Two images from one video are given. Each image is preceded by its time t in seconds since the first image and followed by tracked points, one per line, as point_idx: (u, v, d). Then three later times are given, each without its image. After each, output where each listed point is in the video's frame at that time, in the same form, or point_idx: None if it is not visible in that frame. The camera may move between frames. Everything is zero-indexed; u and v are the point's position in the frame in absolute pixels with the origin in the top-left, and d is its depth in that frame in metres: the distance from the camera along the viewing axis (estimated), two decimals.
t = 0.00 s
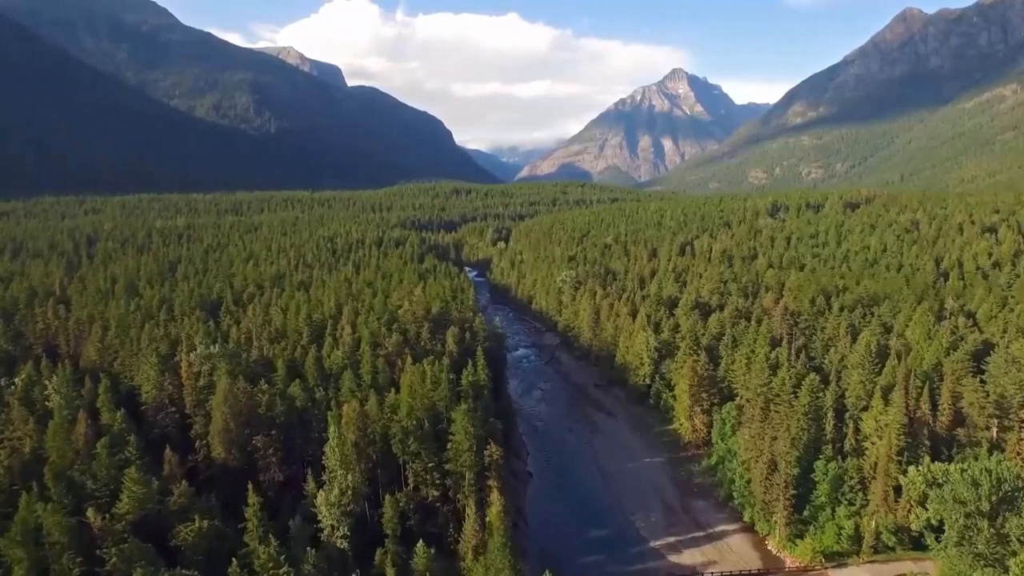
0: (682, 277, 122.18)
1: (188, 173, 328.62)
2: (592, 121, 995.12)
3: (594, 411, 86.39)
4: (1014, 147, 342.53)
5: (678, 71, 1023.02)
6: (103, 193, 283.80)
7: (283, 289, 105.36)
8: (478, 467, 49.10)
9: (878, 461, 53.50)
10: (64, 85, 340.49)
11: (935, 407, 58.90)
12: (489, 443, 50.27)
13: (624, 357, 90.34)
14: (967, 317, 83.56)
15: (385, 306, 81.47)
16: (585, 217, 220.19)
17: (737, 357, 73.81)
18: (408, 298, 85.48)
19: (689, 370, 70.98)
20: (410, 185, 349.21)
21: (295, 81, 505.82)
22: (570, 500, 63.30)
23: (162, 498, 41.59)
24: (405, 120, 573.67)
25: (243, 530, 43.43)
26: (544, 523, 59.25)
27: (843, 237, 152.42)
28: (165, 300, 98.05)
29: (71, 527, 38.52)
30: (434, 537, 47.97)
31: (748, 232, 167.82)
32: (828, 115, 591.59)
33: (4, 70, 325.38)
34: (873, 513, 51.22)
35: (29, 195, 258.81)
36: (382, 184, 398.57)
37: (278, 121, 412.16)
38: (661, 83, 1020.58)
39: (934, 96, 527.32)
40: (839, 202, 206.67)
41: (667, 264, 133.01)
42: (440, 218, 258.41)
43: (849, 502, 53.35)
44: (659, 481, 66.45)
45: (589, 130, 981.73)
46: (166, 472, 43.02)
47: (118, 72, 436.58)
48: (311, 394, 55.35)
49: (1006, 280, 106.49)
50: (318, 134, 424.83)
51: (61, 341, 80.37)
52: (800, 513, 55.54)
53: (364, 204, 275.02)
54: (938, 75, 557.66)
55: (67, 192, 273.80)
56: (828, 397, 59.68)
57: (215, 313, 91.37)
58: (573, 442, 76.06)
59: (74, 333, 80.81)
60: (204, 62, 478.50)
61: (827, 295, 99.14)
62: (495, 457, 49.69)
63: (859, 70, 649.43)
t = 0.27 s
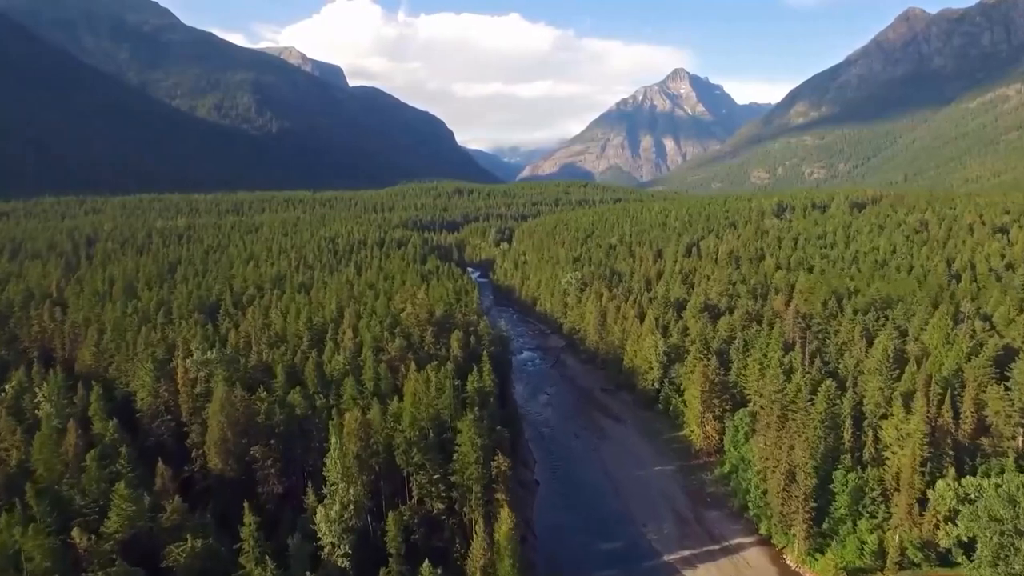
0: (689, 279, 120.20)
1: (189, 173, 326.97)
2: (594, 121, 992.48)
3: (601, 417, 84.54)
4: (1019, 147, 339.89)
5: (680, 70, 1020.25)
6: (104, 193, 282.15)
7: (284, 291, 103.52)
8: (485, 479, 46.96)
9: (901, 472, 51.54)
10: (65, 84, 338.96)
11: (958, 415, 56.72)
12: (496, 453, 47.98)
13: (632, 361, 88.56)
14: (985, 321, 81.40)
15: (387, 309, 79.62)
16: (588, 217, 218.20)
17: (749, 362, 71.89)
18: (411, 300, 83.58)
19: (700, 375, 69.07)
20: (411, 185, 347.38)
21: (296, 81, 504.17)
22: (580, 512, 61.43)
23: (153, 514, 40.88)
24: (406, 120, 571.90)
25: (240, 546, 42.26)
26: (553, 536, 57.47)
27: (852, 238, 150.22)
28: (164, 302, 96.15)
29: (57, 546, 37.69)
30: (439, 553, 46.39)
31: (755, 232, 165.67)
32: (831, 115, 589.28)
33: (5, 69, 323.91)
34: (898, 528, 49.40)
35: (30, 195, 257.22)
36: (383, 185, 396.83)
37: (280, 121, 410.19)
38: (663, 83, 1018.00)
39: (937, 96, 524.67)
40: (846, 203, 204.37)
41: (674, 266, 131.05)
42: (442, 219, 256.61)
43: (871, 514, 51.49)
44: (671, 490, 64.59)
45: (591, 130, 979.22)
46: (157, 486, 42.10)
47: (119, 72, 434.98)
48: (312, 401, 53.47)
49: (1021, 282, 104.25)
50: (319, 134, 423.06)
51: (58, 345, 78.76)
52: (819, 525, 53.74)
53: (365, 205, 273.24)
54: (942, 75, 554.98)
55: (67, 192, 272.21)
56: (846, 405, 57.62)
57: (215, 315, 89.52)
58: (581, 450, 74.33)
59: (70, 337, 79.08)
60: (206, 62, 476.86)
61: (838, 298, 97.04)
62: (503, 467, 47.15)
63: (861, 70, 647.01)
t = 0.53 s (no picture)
0: (698, 282, 118.01)
1: (190, 173, 325.09)
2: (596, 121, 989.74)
3: (610, 424, 82.56)
4: None
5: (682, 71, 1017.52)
6: (104, 193, 280.32)
7: (284, 293, 101.50)
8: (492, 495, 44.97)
9: (927, 488, 49.32)
10: (66, 84, 337.11)
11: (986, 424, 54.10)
12: (504, 467, 46.02)
13: (640, 365, 86.49)
14: (1004, 326, 78.93)
15: (390, 313, 77.39)
16: (592, 217, 216.15)
17: (763, 368, 69.69)
18: (414, 303, 81.32)
19: (713, 382, 66.81)
20: (413, 184, 345.56)
21: (297, 81, 502.13)
22: (591, 529, 59.76)
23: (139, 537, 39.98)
24: (408, 120, 569.84)
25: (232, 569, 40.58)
26: (563, 555, 55.97)
27: (862, 238, 147.84)
28: (162, 304, 94.21)
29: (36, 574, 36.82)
30: (443, 572, 44.53)
31: (762, 233, 163.35)
32: (833, 115, 586.60)
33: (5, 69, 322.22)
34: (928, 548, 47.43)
35: (29, 196, 255.47)
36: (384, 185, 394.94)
37: (281, 121, 408.02)
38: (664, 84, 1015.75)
39: (940, 96, 521.98)
40: (852, 203, 201.86)
41: (681, 268, 128.77)
42: (445, 219, 254.75)
43: (899, 531, 49.49)
44: (685, 504, 62.77)
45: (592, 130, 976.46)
46: (146, 506, 40.84)
47: (120, 72, 433.11)
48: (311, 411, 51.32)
49: None
50: (321, 134, 421.36)
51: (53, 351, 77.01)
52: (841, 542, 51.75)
53: (367, 205, 271.38)
54: (945, 75, 552.42)
55: (68, 192, 270.33)
56: (867, 414, 55.21)
57: (213, 319, 87.35)
58: (589, 461, 72.51)
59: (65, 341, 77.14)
60: (207, 62, 475.02)
61: (852, 301, 94.77)
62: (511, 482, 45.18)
63: (864, 69, 644.36)
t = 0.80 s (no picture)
0: (705, 284, 115.91)
1: (190, 172, 322.94)
2: (597, 121, 987.13)
3: (617, 431, 80.39)
4: None
5: (682, 71, 1014.84)
6: (103, 194, 278.14)
7: (282, 296, 99.40)
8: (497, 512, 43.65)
9: (953, 503, 47.23)
10: (66, 84, 334.84)
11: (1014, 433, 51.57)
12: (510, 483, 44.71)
13: (649, 370, 84.39)
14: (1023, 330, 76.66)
15: (391, 317, 75.22)
16: (595, 218, 213.99)
17: (777, 374, 67.53)
18: (415, 306, 79.12)
19: (725, 390, 64.61)
20: (413, 185, 343.38)
21: (297, 81, 499.83)
22: (600, 543, 57.72)
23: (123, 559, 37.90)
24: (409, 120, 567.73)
25: None
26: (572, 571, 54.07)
27: (869, 240, 145.64)
28: (158, 307, 92.17)
29: None
30: None
31: (767, 234, 161.19)
32: (835, 115, 584.75)
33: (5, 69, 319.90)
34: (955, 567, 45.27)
35: (28, 196, 253.50)
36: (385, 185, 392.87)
37: (281, 121, 405.68)
38: (665, 84, 1013.28)
39: (943, 96, 519.58)
40: (858, 204, 199.43)
41: (687, 270, 126.73)
42: (446, 219, 252.66)
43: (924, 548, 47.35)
44: (696, 516, 60.67)
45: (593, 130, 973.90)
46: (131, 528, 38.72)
47: (120, 72, 430.76)
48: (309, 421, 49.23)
49: None
50: (321, 133, 419.19)
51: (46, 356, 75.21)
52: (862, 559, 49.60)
53: (367, 205, 269.30)
54: (947, 75, 550.00)
55: (67, 192, 268.28)
56: (887, 423, 52.75)
57: (209, 322, 85.18)
58: (597, 470, 70.43)
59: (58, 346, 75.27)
60: (207, 61, 472.85)
61: (864, 304, 92.64)
62: (518, 499, 43.93)
63: (866, 69, 642.30)
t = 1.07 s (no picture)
0: (710, 287, 114.22)
1: (190, 172, 321.35)
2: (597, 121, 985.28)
3: (622, 438, 78.66)
4: None
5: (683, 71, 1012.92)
6: (103, 193, 276.54)
7: (281, 297, 97.64)
8: (503, 526, 42.40)
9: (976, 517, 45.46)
10: (65, 84, 333.43)
11: None
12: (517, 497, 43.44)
13: (653, 373, 82.91)
14: None
15: (392, 319, 73.59)
16: (597, 218, 212.34)
17: (787, 379, 65.91)
18: (417, 308, 77.53)
19: (734, 395, 62.94)
20: (414, 185, 341.63)
21: (298, 80, 498.30)
22: (606, 554, 56.01)
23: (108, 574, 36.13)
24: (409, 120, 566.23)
25: None
26: None
27: (875, 240, 143.89)
28: (154, 309, 90.44)
29: None
30: None
31: (772, 235, 159.38)
32: (835, 114, 583.10)
33: (4, 69, 318.27)
34: None
35: (26, 195, 251.72)
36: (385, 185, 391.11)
37: (282, 121, 403.84)
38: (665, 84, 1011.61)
39: (944, 96, 517.70)
40: (862, 205, 197.54)
41: (691, 272, 124.88)
42: (446, 219, 250.97)
43: (945, 564, 45.48)
44: (706, 527, 58.90)
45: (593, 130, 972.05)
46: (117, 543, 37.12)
47: (120, 71, 429.21)
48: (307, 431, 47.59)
49: None
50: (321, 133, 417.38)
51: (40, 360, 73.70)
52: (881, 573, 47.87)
53: (367, 205, 267.66)
54: (949, 75, 548.20)
55: (67, 192, 266.39)
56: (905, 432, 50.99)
57: (205, 325, 83.49)
58: (602, 478, 68.71)
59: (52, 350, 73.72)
60: (207, 61, 471.22)
61: (874, 306, 90.83)
62: (524, 512, 42.71)
63: (868, 69, 640.59)
